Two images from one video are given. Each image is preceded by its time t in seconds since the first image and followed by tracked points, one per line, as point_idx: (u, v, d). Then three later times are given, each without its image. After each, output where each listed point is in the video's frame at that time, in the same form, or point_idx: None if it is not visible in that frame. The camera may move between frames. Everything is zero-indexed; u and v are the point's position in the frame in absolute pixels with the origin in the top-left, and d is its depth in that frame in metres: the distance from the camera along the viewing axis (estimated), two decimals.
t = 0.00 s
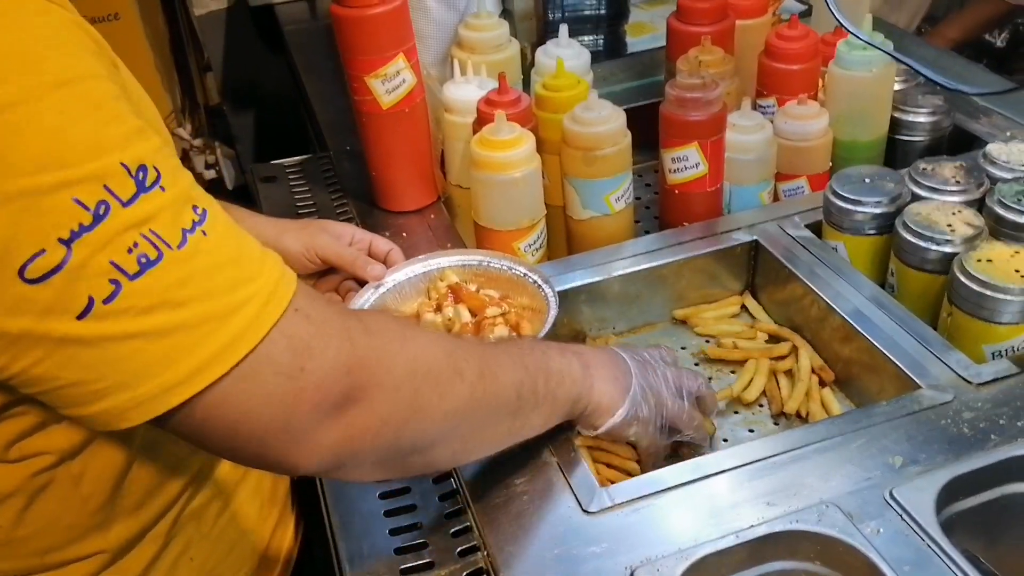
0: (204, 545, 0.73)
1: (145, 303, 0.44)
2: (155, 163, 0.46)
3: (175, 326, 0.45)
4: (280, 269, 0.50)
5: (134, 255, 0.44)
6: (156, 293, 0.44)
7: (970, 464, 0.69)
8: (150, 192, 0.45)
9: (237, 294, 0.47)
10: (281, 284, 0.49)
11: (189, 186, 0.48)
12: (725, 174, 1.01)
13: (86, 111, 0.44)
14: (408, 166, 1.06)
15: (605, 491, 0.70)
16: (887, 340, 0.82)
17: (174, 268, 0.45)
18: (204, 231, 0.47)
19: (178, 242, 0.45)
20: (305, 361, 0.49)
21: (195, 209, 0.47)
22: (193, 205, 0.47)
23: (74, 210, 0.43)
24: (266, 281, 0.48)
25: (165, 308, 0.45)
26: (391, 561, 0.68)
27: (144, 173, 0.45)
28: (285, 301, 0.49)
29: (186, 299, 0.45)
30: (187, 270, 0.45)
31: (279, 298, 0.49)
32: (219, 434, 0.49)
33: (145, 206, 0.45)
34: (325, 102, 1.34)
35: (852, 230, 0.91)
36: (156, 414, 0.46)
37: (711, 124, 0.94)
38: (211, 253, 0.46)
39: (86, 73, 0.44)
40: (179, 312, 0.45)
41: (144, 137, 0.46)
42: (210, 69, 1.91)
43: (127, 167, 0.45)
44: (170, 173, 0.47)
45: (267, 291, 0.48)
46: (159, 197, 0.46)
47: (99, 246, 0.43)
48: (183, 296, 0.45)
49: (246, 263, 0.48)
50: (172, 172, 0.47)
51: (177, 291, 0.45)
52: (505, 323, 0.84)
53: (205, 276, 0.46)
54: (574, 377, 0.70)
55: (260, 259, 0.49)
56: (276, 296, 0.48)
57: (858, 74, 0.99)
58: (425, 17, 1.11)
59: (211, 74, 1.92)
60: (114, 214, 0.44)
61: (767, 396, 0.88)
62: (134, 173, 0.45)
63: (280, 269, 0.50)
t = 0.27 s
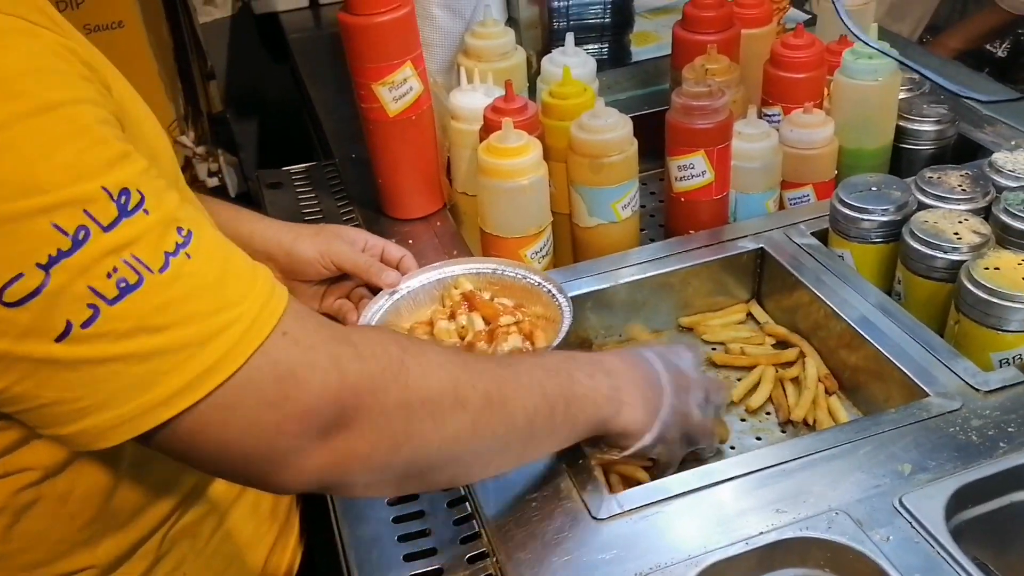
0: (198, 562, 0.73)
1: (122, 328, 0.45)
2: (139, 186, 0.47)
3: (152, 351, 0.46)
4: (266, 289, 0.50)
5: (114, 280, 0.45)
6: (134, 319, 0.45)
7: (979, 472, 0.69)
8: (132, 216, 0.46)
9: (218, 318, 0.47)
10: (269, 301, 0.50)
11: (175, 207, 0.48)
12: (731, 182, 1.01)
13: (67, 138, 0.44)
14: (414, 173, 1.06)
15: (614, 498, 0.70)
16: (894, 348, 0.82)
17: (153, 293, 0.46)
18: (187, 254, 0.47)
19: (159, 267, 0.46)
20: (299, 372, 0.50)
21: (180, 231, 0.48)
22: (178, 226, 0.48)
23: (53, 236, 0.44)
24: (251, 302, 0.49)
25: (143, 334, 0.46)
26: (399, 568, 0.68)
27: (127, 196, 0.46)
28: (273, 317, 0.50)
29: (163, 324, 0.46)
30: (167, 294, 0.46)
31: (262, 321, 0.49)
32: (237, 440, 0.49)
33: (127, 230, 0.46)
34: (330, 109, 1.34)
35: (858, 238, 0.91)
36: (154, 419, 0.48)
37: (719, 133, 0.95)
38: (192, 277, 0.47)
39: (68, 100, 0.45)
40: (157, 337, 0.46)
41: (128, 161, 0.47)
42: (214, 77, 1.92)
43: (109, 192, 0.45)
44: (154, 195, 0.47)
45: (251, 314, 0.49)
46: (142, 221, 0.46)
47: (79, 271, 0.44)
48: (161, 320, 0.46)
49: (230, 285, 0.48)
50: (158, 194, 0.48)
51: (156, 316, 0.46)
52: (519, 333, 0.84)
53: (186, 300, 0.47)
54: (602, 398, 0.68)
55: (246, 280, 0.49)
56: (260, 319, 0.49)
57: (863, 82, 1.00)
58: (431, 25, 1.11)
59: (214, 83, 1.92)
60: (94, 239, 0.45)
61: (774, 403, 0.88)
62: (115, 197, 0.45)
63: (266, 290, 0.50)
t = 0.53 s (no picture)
0: (192, 567, 0.73)
1: (51, 351, 0.43)
2: (86, 205, 0.44)
3: (82, 377, 0.43)
4: (220, 320, 0.48)
5: (43, 300, 0.43)
6: (61, 343, 0.43)
7: (978, 474, 0.69)
8: (73, 236, 0.44)
9: (155, 349, 0.45)
10: (219, 335, 0.47)
11: (126, 228, 0.46)
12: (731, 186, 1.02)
13: (16, 149, 0.43)
14: (415, 175, 1.06)
15: (613, 499, 0.70)
16: (894, 351, 0.82)
17: (86, 317, 0.43)
18: (129, 279, 0.45)
19: (94, 289, 0.44)
20: (299, 377, 0.50)
21: (127, 254, 0.46)
22: (125, 249, 0.46)
23: None
24: (196, 332, 0.47)
25: (70, 359, 0.43)
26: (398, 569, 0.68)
27: (69, 215, 0.44)
28: (220, 352, 0.47)
29: (94, 351, 0.44)
30: (101, 319, 0.44)
31: (207, 353, 0.47)
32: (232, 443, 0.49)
33: (64, 250, 0.43)
34: (331, 112, 1.34)
35: (858, 241, 0.92)
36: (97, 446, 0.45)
37: (718, 137, 0.95)
38: (131, 304, 0.45)
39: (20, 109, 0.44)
40: (86, 364, 0.44)
41: (81, 179, 0.45)
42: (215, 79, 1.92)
43: (49, 209, 0.43)
44: (102, 216, 0.45)
45: (194, 346, 0.46)
46: (84, 241, 0.44)
47: (6, 288, 0.42)
48: (94, 344, 0.44)
49: (176, 314, 0.46)
50: (107, 215, 0.46)
51: (87, 341, 0.43)
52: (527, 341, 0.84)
53: (123, 328, 0.44)
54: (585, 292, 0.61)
55: (197, 310, 0.47)
56: (205, 351, 0.47)
57: (863, 86, 1.00)
58: (433, 28, 1.12)
59: (216, 85, 1.93)
60: (25, 257, 0.43)
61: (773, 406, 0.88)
62: (56, 215, 0.43)
63: (220, 322, 0.48)
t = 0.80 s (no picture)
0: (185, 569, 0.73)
1: (17, 340, 0.43)
2: (50, 198, 0.45)
3: (52, 365, 0.43)
4: (188, 314, 0.48)
5: (9, 289, 0.43)
6: (28, 332, 0.43)
7: (976, 477, 0.69)
8: (39, 227, 0.44)
9: (123, 338, 0.45)
10: (184, 333, 0.47)
11: (94, 224, 0.47)
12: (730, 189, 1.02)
13: None
14: (414, 177, 1.06)
15: (611, 502, 0.70)
16: (892, 354, 0.82)
17: (55, 304, 0.44)
18: (97, 271, 0.45)
19: (62, 279, 0.44)
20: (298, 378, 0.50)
21: (95, 248, 0.46)
22: (93, 243, 0.46)
23: None
24: (167, 324, 0.47)
25: (39, 347, 0.43)
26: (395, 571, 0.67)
27: (34, 207, 0.44)
28: (183, 350, 0.47)
29: (62, 340, 0.44)
30: (69, 308, 0.44)
31: (180, 344, 0.47)
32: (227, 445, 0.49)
33: (30, 240, 0.44)
34: (330, 115, 1.34)
35: (857, 245, 0.92)
36: (70, 441, 0.44)
37: (718, 140, 0.95)
38: (99, 295, 0.45)
39: None
40: (55, 351, 0.44)
41: (44, 172, 0.46)
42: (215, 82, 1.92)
43: (14, 200, 0.44)
44: (69, 210, 0.46)
45: (164, 335, 0.46)
46: (50, 233, 0.45)
47: None
48: (63, 333, 0.44)
49: (145, 305, 0.46)
50: (74, 210, 0.46)
51: (55, 330, 0.44)
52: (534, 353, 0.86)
53: (92, 315, 0.44)
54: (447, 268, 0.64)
55: (166, 303, 0.47)
56: (175, 342, 0.47)
57: (862, 90, 1.00)
58: (433, 31, 1.12)
59: (216, 87, 1.93)
60: None
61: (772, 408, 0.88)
62: (21, 206, 0.44)
63: (190, 316, 0.48)
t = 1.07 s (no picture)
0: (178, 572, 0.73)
1: None
2: None
3: None
4: (122, 349, 0.47)
5: None
6: None
7: (974, 481, 0.69)
8: None
9: (50, 369, 0.44)
10: (113, 368, 0.47)
11: (36, 245, 0.45)
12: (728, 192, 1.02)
13: None
14: (412, 179, 1.06)
15: (608, 505, 0.70)
16: (890, 357, 0.82)
17: None
18: (29, 297, 0.44)
19: None
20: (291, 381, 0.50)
21: (32, 272, 0.45)
22: (31, 267, 0.45)
23: None
24: (97, 358, 0.46)
25: None
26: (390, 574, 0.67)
27: None
28: (117, 380, 0.47)
29: None
30: None
31: (112, 378, 0.46)
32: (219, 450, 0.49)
33: None
34: (328, 117, 1.34)
35: (855, 248, 0.91)
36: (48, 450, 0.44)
37: (716, 143, 0.95)
38: (32, 322, 0.44)
39: None
40: None
41: None
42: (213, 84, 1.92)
43: None
44: (9, 230, 0.45)
45: (90, 372, 0.46)
46: None
47: None
48: None
49: (77, 336, 0.46)
50: (15, 230, 0.45)
51: None
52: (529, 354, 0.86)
53: (21, 343, 0.44)
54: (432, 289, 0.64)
55: (101, 335, 0.46)
56: (104, 376, 0.46)
57: (859, 92, 1.00)
58: (430, 33, 1.12)
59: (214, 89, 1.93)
60: None
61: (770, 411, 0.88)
62: None
63: (124, 350, 0.47)
